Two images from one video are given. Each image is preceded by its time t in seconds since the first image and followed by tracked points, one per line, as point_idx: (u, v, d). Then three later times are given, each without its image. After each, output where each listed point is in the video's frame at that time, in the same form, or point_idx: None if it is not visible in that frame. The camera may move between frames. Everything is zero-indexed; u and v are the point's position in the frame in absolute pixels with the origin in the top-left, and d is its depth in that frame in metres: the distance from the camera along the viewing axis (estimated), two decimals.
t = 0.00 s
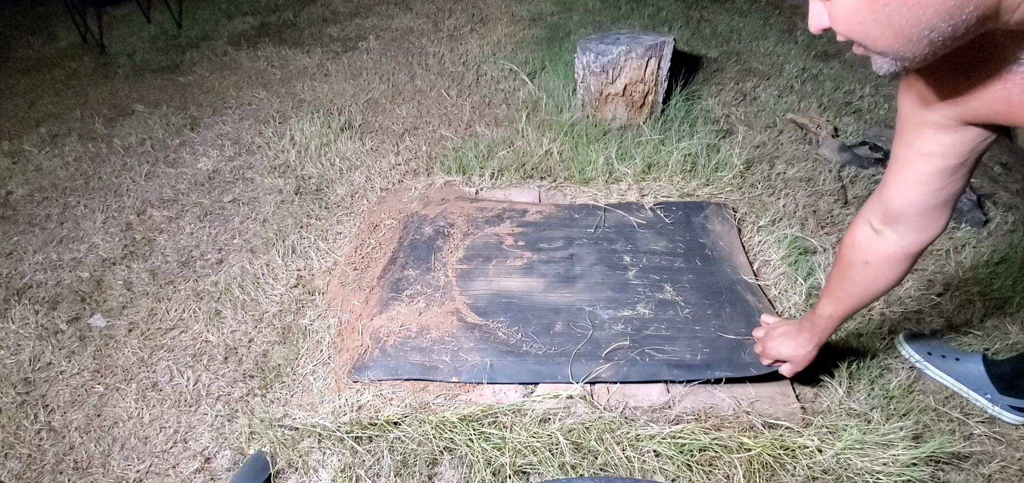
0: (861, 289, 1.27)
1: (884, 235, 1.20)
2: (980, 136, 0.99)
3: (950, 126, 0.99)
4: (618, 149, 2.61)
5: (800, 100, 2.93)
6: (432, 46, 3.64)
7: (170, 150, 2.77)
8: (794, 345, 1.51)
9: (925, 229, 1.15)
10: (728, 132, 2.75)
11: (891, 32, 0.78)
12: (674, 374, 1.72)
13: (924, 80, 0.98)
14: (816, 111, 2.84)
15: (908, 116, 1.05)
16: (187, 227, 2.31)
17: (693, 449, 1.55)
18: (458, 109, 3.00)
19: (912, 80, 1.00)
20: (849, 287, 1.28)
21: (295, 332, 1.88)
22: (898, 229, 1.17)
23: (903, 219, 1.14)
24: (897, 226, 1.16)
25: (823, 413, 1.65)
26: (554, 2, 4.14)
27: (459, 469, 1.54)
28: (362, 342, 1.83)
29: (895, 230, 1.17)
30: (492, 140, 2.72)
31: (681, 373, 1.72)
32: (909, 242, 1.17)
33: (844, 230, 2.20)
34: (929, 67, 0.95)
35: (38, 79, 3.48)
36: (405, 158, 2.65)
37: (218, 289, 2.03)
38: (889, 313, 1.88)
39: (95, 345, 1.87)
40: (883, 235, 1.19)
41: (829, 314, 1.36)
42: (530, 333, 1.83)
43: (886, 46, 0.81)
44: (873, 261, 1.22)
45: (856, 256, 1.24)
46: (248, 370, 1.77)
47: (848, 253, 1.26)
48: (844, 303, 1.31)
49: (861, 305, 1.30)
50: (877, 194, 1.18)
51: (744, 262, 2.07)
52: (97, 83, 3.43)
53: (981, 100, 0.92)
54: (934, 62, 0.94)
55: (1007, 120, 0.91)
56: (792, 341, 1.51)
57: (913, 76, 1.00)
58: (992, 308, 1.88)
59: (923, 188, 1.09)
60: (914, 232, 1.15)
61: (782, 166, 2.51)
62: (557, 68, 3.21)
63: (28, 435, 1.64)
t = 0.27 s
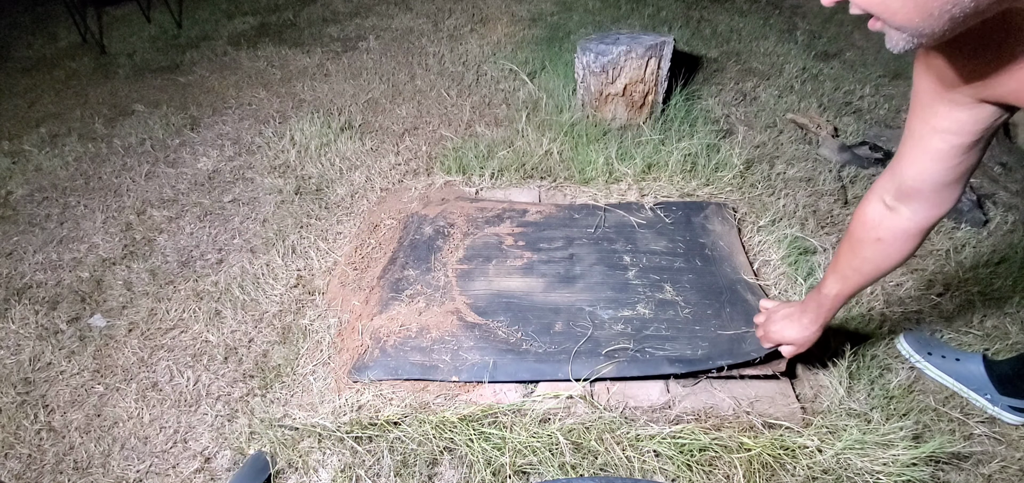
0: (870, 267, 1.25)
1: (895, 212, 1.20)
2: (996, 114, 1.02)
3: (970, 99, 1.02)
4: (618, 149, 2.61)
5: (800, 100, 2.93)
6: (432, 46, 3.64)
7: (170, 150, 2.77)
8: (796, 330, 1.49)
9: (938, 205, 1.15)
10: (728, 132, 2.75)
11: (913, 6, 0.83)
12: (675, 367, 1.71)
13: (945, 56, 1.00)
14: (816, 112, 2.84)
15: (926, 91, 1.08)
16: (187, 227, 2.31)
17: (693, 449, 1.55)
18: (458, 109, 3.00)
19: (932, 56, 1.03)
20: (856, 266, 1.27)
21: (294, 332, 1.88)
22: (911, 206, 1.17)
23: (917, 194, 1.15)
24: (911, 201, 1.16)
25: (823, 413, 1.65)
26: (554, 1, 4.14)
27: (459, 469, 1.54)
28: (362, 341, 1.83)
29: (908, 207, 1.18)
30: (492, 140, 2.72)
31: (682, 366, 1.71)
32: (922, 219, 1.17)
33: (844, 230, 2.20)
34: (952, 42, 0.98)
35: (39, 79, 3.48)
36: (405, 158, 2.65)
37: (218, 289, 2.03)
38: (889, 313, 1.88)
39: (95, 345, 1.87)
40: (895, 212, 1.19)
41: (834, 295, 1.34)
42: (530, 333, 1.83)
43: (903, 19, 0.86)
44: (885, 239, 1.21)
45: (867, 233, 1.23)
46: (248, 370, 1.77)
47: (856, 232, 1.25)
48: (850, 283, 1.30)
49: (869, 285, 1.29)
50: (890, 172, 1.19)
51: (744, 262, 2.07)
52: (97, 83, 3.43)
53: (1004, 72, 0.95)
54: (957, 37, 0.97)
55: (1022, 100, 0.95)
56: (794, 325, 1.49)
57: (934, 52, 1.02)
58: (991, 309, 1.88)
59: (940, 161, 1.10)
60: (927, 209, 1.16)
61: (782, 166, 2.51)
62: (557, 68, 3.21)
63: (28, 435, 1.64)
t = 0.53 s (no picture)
0: (881, 235, 1.26)
1: (910, 182, 1.20)
2: (1016, 87, 1.01)
3: (990, 71, 1.02)
4: (618, 149, 2.61)
5: (800, 100, 2.93)
6: (432, 46, 3.64)
7: (170, 150, 2.77)
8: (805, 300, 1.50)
9: (953, 173, 1.16)
10: (728, 132, 2.75)
11: None
12: (675, 352, 1.72)
13: (968, 26, 1.01)
14: (816, 112, 2.84)
15: (945, 62, 1.08)
16: (187, 227, 2.31)
17: (693, 449, 1.55)
18: (458, 109, 3.00)
19: (954, 25, 1.03)
20: (867, 234, 1.28)
21: (295, 332, 1.88)
22: (926, 175, 1.18)
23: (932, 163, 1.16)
24: (926, 169, 1.17)
25: (823, 413, 1.65)
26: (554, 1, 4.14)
27: (459, 469, 1.54)
28: (362, 341, 1.83)
29: (922, 177, 1.19)
30: (492, 140, 2.72)
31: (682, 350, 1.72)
32: (936, 187, 1.18)
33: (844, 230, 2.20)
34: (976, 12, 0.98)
35: (39, 79, 3.48)
36: (405, 158, 2.65)
37: (218, 289, 2.03)
38: (889, 313, 1.89)
39: (95, 345, 1.87)
40: (910, 181, 1.20)
41: (842, 263, 1.35)
42: (531, 330, 1.83)
43: None
44: (898, 206, 1.22)
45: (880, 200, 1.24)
46: (248, 370, 1.77)
47: (870, 199, 1.26)
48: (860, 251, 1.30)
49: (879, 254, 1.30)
50: (907, 140, 1.19)
51: (744, 261, 2.06)
52: (97, 83, 3.43)
53: None
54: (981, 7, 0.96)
55: None
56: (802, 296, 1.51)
57: (956, 21, 1.02)
58: (991, 309, 1.88)
59: (957, 133, 1.10)
60: (941, 179, 1.17)
61: (782, 166, 2.51)
62: (557, 68, 3.21)
63: (28, 435, 1.64)
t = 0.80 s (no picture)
0: (898, 196, 1.21)
1: (931, 144, 1.15)
2: None
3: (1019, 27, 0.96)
4: (618, 149, 2.61)
5: (800, 100, 2.93)
6: (432, 46, 3.63)
7: (170, 150, 2.77)
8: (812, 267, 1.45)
9: (981, 133, 1.10)
10: (728, 132, 2.75)
11: None
12: (676, 327, 1.75)
13: None
14: (816, 112, 2.84)
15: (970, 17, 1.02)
16: (187, 227, 2.31)
17: (693, 449, 1.55)
18: (458, 109, 3.00)
19: None
20: (884, 196, 1.22)
21: (294, 332, 1.88)
22: (948, 136, 1.12)
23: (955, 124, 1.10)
24: (953, 127, 1.11)
25: (823, 413, 1.65)
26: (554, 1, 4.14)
27: (459, 469, 1.54)
28: (362, 342, 1.83)
29: (944, 139, 1.13)
30: (492, 140, 2.72)
31: (682, 325, 1.74)
32: (962, 147, 1.12)
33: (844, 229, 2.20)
34: None
35: (39, 79, 3.49)
36: (405, 158, 2.65)
37: (218, 289, 2.03)
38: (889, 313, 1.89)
39: (95, 345, 1.87)
40: (931, 142, 1.14)
41: (855, 227, 1.29)
42: (531, 323, 1.83)
43: None
44: (920, 167, 1.16)
45: (902, 160, 1.18)
46: (248, 370, 1.77)
47: (889, 160, 1.20)
48: (875, 214, 1.25)
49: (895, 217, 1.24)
50: (934, 97, 1.13)
51: (745, 258, 2.05)
52: (97, 83, 3.43)
53: None
54: None
55: None
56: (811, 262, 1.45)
57: None
58: (991, 309, 1.88)
59: (983, 92, 1.05)
60: (963, 141, 1.12)
61: (782, 166, 2.51)
62: (557, 68, 3.21)
63: (28, 435, 1.64)
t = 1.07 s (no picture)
0: (921, 156, 1.19)
1: (961, 100, 1.14)
2: None
3: None
4: (618, 149, 2.61)
5: (800, 100, 2.93)
6: (431, 46, 3.64)
7: (170, 150, 2.77)
8: (821, 229, 1.42)
9: (1010, 93, 1.10)
10: (728, 132, 2.75)
11: None
12: (676, 287, 1.71)
13: None
14: (816, 112, 2.84)
15: None
16: (187, 227, 2.31)
17: (693, 449, 1.55)
18: (458, 109, 3.00)
19: None
20: (907, 155, 1.21)
21: (294, 332, 1.88)
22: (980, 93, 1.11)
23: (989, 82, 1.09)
24: (983, 85, 1.10)
25: (823, 413, 1.65)
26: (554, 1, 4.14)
27: (459, 469, 1.54)
28: (363, 341, 1.81)
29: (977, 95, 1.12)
30: (492, 140, 2.72)
31: (682, 285, 1.71)
32: (990, 105, 1.12)
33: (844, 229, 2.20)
34: None
35: (39, 79, 3.49)
36: (405, 158, 2.65)
37: (218, 289, 2.03)
38: (889, 313, 1.89)
39: (95, 345, 1.87)
40: (962, 99, 1.13)
41: (874, 188, 1.28)
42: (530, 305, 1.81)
43: None
44: (949, 123, 1.15)
45: (931, 117, 1.17)
46: (248, 370, 1.77)
47: (917, 116, 1.19)
48: (897, 173, 1.23)
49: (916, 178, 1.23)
50: (966, 54, 1.12)
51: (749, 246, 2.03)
52: (97, 83, 3.43)
53: None
54: None
55: None
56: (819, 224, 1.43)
57: None
58: (991, 309, 1.88)
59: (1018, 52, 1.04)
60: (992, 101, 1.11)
61: (782, 166, 2.51)
62: (557, 68, 3.21)
63: (28, 435, 1.64)
